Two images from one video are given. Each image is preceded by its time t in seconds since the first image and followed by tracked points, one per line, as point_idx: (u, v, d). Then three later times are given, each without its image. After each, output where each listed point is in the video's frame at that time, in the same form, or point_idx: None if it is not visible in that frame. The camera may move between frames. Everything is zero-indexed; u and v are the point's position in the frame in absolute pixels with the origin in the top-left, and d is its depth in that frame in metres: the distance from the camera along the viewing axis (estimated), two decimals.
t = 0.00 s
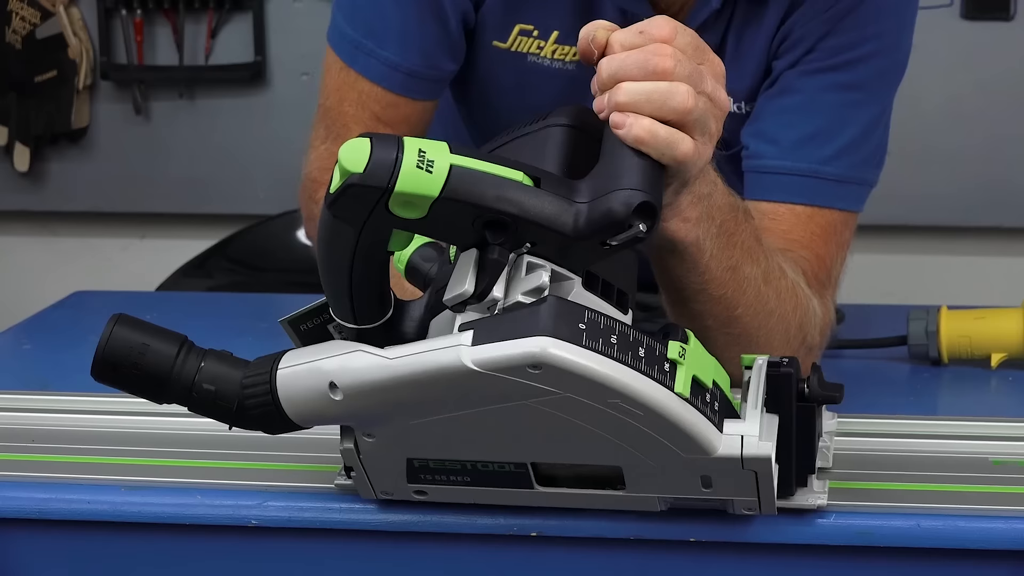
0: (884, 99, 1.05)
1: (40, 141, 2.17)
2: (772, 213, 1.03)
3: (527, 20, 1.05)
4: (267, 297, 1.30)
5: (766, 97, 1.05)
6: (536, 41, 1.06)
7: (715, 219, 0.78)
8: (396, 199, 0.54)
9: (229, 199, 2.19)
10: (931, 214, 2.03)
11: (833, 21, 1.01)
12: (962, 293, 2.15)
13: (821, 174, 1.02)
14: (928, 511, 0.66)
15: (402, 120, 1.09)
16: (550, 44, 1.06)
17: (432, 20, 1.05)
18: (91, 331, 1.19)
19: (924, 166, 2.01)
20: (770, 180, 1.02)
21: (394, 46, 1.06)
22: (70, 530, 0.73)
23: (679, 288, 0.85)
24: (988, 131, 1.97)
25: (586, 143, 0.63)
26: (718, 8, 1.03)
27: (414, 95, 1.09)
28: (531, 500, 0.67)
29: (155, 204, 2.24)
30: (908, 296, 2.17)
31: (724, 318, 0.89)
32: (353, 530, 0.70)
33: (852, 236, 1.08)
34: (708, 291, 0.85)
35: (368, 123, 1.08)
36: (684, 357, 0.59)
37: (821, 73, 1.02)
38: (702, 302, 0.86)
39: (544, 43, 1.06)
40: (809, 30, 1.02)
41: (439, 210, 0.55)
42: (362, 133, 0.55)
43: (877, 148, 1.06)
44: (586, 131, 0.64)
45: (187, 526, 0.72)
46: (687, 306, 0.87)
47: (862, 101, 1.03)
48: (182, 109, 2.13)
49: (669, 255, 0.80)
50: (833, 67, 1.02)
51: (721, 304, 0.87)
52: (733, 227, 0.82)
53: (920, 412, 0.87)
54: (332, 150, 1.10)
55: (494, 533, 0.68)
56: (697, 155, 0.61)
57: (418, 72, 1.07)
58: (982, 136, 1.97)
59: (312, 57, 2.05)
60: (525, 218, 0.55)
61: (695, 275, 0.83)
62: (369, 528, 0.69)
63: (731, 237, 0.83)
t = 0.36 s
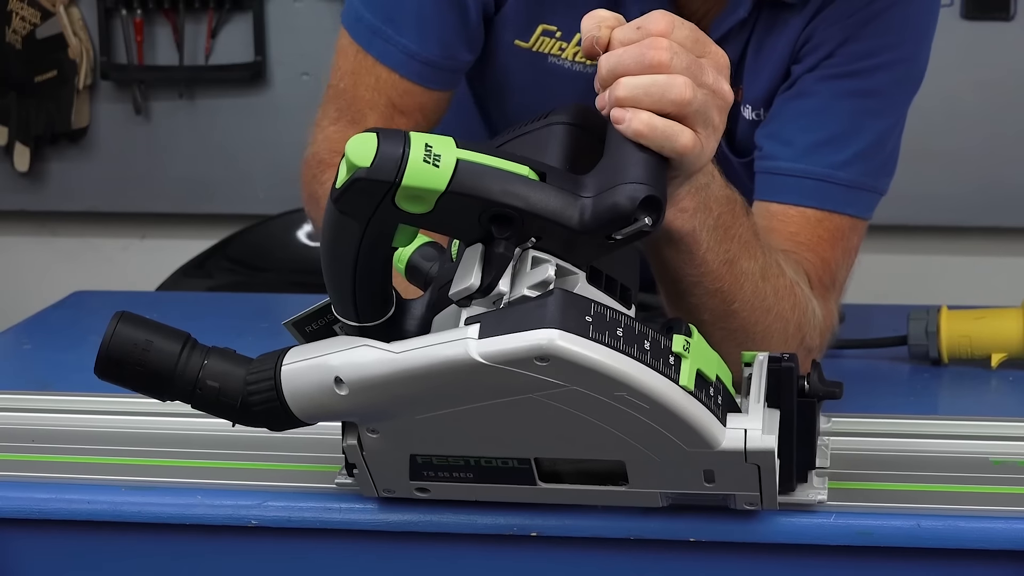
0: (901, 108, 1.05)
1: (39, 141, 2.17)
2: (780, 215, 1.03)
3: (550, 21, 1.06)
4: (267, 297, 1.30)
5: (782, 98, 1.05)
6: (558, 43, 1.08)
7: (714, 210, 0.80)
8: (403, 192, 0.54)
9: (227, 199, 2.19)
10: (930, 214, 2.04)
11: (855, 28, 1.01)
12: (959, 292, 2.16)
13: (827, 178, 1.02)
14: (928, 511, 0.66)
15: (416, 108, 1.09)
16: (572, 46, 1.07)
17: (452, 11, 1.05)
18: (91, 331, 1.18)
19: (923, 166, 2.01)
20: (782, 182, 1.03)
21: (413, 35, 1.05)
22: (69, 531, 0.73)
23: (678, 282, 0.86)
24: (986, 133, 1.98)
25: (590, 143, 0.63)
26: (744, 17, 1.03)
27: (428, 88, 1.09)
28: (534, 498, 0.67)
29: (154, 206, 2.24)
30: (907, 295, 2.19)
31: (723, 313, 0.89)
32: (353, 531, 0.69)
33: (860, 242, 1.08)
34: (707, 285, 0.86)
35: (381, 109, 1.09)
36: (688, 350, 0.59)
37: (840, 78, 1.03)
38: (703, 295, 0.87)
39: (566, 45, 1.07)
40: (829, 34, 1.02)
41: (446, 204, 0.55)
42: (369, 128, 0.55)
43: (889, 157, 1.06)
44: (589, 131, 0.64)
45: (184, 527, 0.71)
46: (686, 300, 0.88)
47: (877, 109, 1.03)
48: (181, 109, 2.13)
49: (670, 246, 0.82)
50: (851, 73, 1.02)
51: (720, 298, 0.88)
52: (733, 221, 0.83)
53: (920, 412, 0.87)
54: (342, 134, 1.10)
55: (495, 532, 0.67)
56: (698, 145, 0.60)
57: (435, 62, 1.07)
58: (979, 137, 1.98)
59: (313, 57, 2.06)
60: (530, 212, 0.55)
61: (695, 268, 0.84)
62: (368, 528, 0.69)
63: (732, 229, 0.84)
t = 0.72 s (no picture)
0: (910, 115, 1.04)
1: (39, 141, 2.17)
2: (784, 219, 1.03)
3: None
4: (267, 296, 1.30)
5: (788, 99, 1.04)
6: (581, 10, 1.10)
7: (716, 214, 0.80)
8: (402, 197, 0.54)
9: (228, 198, 2.19)
10: (930, 214, 2.04)
11: (868, 34, 1.01)
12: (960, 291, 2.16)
13: (830, 185, 1.02)
14: (928, 512, 0.66)
15: (432, 48, 1.11)
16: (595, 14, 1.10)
17: None
18: (91, 331, 1.18)
19: (924, 165, 2.01)
20: (785, 186, 1.03)
21: None
22: (69, 531, 0.73)
23: (679, 287, 0.86)
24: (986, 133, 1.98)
25: (588, 144, 0.63)
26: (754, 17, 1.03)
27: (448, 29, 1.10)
28: (533, 499, 0.67)
29: (154, 204, 2.23)
30: (907, 294, 2.19)
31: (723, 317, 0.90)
32: (352, 531, 0.70)
33: (865, 250, 1.08)
34: (709, 290, 0.86)
35: (398, 50, 1.10)
36: (687, 353, 0.59)
37: (848, 84, 1.02)
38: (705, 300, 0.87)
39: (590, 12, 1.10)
40: (841, 39, 1.01)
41: (444, 208, 0.55)
42: (366, 132, 0.55)
43: (893, 162, 1.06)
44: (587, 132, 0.63)
45: (183, 527, 0.71)
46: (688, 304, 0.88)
47: (885, 115, 1.03)
48: (181, 108, 2.13)
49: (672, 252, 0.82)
50: (860, 79, 1.02)
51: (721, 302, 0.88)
52: (733, 226, 0.83)
53: (921, 411, 0.87)
54: (353, 74, 1.10)
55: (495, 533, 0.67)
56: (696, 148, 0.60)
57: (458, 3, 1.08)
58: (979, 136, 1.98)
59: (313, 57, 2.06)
60: (529, 216, 0.55)
61: (697, 273, 0.84)
62: (367, 528, 0.69)
63: (732, 234, 0.84)
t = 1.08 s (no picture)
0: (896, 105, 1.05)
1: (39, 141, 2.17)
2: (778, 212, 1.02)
3: None
4: (267, 296, 1.30)
5: (775, 88, 1.06)
6: None
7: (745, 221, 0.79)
8: (401, 197, 0.54)
9: (228, 199, 2.19)
10: (929, 214, 2.04)
11: (852, 24, 1.02)
12: (960, 292, 2.16)
13: (815, 173, 1.02)
14: (928, 511, 0.66)
15: (429, 23, 1.14)
16: None
17: None
18: (91, 331, 1.18)
19: (924, 165, 2.01)
20: (773, 175, 1.02)
21: None
22: (69, 530, 0.73)
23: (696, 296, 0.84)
24: (986, 133, 1.98)
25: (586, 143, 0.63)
26: None
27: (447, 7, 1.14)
28: (533, 499, 0.67)
29: (154, 204, 2.23)
30: (907, 294, 2.19)
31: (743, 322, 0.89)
32: (353, 531, 0.70)
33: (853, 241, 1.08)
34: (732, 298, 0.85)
35: (394, 26, 1.13)
36: (687, 353, 0.59)
37: (835, 72, 1.03)
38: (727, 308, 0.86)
39: None
40: (826, 27, 1.02)
41: (444, 208, 0.55)
42: (366, 132, 0.55)
43: (883, 154, 1.06)
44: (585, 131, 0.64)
45: (182, 527, 0.71)
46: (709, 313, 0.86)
47: (872, 105, 1.04)
48: (181, 108, 2.13)
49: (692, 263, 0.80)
50: (846, 69, 1.03)
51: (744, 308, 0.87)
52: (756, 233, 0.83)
53: (921, 411, 0.87)
54: (349, 53, 1.13)
55: (495, 533, 0.67)
56: (692, 140, 0.58)
57: None
58: (979, 136, 1.98)
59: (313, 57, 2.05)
60: (529, 216, 0.55)
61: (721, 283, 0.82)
62: (368, 528, 0.69)
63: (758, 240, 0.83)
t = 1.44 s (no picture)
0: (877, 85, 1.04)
1: (39, 141, 2.17)
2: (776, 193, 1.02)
3: None
4: (267, 297, 1.30)
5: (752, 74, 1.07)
6: None
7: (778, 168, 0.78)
8: (402, 195, 0.54)
9: (228, 199, 2.19)
10: (929, 215, 2.05)
11: (817, 5, 1.02)
12: (960, 293, 2.16)
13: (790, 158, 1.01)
14: (928, 511, 0.66)
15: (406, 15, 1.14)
16: None
17: None
18: (91, 331, 1.18)
19: (923, 166, 2.02)
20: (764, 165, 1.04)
21: None
22: (69, 530, 0.73)
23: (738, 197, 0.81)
24: (985, 134, 1.98)
25: (587, 142, 0.63)
26: None
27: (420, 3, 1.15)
28: (533, 499, 0.67)
29: (154, 205, 2.24)
30: (907, 295, 2.19)
31: (768, 286, 0.87)
32: (353, 531, 0.69)
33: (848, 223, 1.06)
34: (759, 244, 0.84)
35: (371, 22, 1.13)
36: (688, 351, 0.59)
37: (810, 55, 1.04)
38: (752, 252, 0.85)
39: None
40: (793, 9, 1.03)
41: (445, 206, 0.55)
42: (367, 130, 0.55)
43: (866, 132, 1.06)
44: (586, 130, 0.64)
45: (183, 527, 0.71)
46: (735, 251, 0.86)
47: (853, 83, 1.03)
48: (181, 109, 2.13)
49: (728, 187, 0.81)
50: (822, 50, 1.03)
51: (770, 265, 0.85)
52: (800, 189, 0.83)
53: (920, 412, 0.87)
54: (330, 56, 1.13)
55: (495, 533, 0.67)
56: (634, 91, 0.58)
57: None
58: (979, 137, 1.98)
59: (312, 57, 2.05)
60: (530, 213, 0.55)
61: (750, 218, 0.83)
62: (368, 528, 0.69)
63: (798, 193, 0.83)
